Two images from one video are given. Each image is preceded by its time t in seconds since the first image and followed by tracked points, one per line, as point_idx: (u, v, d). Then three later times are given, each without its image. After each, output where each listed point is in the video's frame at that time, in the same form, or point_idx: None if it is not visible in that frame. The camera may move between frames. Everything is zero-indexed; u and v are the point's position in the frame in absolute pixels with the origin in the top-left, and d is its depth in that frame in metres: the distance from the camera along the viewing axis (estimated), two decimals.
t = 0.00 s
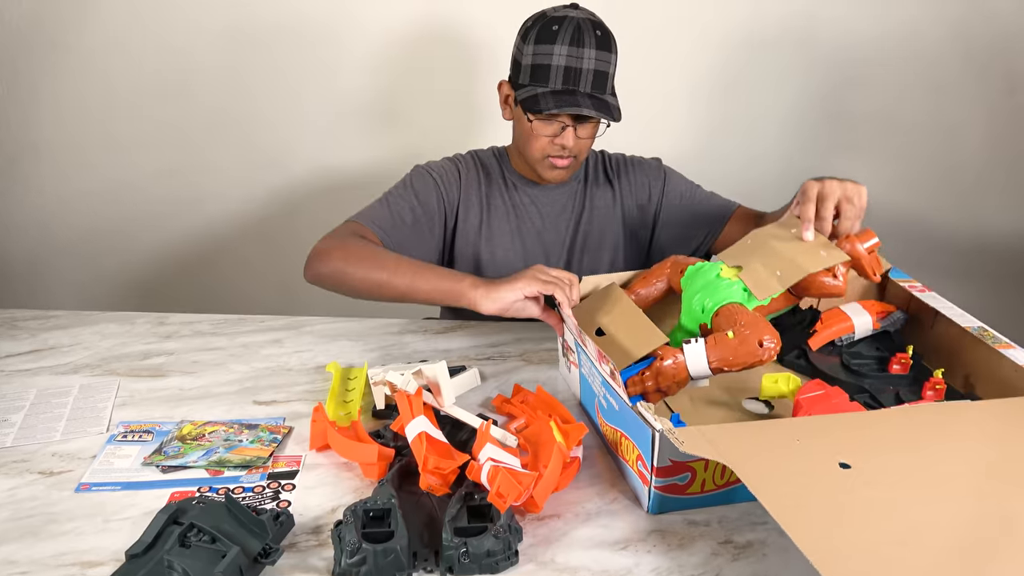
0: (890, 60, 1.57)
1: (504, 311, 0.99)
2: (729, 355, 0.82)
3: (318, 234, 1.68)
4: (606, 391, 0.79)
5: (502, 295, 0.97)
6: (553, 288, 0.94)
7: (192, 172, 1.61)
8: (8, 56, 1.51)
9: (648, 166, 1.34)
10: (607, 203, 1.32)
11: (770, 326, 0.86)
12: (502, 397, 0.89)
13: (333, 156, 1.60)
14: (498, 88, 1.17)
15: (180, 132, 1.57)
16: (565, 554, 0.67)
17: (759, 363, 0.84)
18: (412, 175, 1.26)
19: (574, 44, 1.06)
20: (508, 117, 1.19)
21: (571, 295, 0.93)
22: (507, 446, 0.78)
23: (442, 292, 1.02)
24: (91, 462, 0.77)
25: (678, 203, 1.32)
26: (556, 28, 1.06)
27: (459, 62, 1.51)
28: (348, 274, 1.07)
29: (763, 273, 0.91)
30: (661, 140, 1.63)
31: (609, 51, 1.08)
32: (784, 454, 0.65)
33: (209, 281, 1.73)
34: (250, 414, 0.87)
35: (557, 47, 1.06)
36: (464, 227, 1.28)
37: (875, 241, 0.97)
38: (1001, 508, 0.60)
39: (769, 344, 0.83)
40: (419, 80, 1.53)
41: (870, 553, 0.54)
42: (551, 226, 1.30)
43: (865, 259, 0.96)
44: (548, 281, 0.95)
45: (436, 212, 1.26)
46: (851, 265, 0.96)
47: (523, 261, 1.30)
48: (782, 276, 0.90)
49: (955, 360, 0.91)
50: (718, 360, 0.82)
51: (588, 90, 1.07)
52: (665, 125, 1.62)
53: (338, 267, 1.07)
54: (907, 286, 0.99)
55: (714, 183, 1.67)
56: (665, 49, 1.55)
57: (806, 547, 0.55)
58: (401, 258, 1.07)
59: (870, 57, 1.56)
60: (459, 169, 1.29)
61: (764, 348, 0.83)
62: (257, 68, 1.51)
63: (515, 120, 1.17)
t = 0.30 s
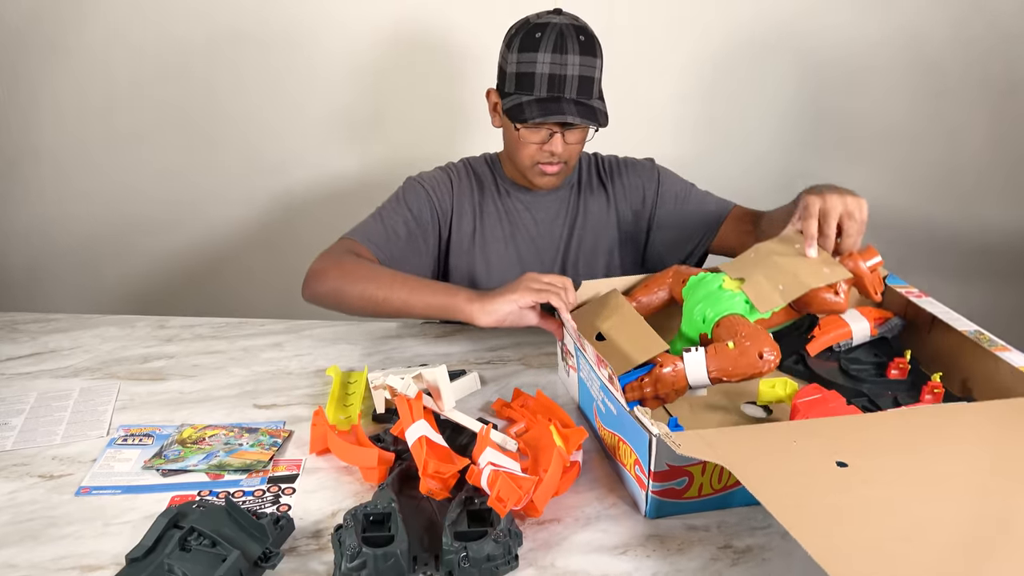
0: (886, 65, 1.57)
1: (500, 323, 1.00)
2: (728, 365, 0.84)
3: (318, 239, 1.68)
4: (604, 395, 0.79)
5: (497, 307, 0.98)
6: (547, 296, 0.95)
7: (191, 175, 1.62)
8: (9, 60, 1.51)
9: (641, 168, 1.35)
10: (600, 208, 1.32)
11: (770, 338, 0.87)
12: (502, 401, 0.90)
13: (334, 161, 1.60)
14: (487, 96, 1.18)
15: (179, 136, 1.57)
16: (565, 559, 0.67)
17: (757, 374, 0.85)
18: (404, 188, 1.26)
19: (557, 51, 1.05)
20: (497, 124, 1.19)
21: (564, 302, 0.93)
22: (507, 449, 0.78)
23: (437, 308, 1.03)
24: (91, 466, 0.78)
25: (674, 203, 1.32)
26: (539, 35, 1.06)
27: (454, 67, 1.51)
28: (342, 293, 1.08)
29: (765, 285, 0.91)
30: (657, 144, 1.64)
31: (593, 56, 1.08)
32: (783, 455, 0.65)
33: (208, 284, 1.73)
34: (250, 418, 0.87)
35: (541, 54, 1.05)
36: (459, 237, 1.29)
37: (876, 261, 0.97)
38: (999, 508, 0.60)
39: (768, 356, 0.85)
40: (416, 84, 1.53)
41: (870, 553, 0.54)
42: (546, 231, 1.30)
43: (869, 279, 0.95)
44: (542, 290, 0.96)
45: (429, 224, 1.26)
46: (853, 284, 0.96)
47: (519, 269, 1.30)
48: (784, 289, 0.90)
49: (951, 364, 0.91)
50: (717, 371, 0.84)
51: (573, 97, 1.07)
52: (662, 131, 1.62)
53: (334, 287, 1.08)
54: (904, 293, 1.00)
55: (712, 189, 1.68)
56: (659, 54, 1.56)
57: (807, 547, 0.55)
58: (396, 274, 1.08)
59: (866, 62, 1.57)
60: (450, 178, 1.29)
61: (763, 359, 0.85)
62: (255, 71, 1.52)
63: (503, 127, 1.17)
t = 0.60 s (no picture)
0: (886, 70, 1.57)
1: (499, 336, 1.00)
2: (733, 394, 0.83)
3: (318, 242, 1.68)
4: (605, 396, 0.79)
5: (493, 320, 0.99)
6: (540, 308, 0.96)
7: (190, 178, 1.62)
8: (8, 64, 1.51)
9: (640, 172, 1.35)
10: (599, 213, 1.32)
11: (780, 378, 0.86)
12: (501, 403, 0.90)
13: (334, 166, 1.60)
14: (479, 105, 1.18)
15: (179, 139, 1.58)
16: (565, 561, 0.67)
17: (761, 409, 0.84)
18: (401, 194, 1.26)
19: (544, 59, 1.06)
20: (492, 133, 1.20)
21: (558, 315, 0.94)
22: (507, 451, 0.78)
23: (435, 322, 1.02)
24: (91, 468, 0.78)
25: (674, 208, 1.32)
26: (525, 44, 1.06)
27: (443, 72, 1.53)
28: (340, 307, 1.07)
29: (779, 332, 0.93)
30: (658, 148, 1.62)
31: (582, 61, 1.08)
32: (780, 456, 0.65)
33: (208, 286, 1.73)
34: (250, 420, 0.87)
35: (528, 63, 1.06)
36: (457, 245, 1.29)
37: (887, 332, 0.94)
38: (996, 507, 0.60)
39: (776, 393, 0.83)
40: (415, 87, 1.54)
41: (867, 551, 0.55)
42: (544, 237, 1.30)
43: (874, 348, 0.93)
44: (536, 302, 0.97)
45: (427, 232, 1.26)
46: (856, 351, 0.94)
47: (518, 275, 1.30)
48: (796, 339, 0.92)
49: (948, 371, 0.91)
50: (721, 398, 0.83)
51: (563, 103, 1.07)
52: (665, 134, 1.61)
53: (331, 300, 1.07)
54: (898, 307, 1.01)
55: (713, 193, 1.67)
56: (660, 56, 1.54)
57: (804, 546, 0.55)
58: (393, 286, 1.07)
59: (866, 66, 1.57)
60: (448, 184, 1.29)
61: (768, 396, 0.83)
62: (255, 76, 1.52)
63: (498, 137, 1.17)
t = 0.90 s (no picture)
0: (887, 77, 1.58)
1: (498, 342, 1.01)
2: (735, 406, 0.81)
3: (319, 244, 1.68)
4: (605, 398, 0.79)
5: (492, 327, 0.99)
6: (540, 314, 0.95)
7: (191, 182, 1.62)
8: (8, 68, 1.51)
9: (639, 175, 1.35)
10: (599, 217, 1.32)
11: (780, 396, 0.84)
12: (502, 406, 0.89)
13: (334, 169, 1.60)
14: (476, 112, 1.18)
15: (180, 143, 1.58)
16: (566, 564, 0.67)
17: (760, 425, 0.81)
18: (400, 202, 1.26)
19: (539, 66, 1.05)
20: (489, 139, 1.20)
21: (559, 319, 0.93)
22: (508, 455, 0.78)
23: (433, 329, 1.03)
24: (90, 471, 0.77)
25: (674, 211, 1.32)
26: (520, 51, 1.06)
27: (439, 77, 1.53)
28: (340, 318, 1.06)
29: (780, 352, 0.91)
30: (657, 152, 1.61)
31: (577, 67, 1.07)
32: (780, 459, 0.66)
33: (208, 289, 1.73)
34: (250, 423, 0.87)
35: (523, 71, 1.06)
36: (456, 252, 1.29)
37: (883, 364, 0.92)
38: (995, 509, 0.60)
39: (776, 409, 0.81)
40: (414, 92, 1.54)
41: (871, 554, 0.54)
42: (544, 242, 1.30)
43: (869, 380, 0.90)
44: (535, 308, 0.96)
45: (427, 238, 1.26)
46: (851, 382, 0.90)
47: (518, 280, 1.30)
48: (798, 360, 0.90)
49: (948, 374, 0.91)
50: (723, 409, 0.81)
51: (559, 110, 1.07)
52: (665, 138, 1.60)
53: (331, 310, 1.06)
54: (898, 311, 1.01)
55: (714, 196, 1.67)
56: (659, 61, 1.54)
57: (806, 548, 0.55)
58: (393, 296, 1.07)
59: (866, 70, 1.57)
60: (446, 191, 1.29)
61: (768, 411, 0.81)
62: (256, 81, 1.52)
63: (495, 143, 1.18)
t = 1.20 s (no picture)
0: (887, 80, 1.58)
1: (498, 339, 1.00)
2: (734, 415, 0.80)
3: (320, 246, 1.68)
4: (605, 400, 0.79)
5: (494, 324, 0.99)
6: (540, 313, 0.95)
7: (191, 184, 1.61)
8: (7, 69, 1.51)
9: (637, 175, 1.35)
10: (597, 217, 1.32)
11: (779, 408, 0.83)
12: (502, 408, 0.89)
13: (335, 171, 1.60)
14: (477, 113, 1.18)
15: (180, 144, 1.58)
16: (565, 566, 0.67)
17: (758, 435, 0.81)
18: (398, 203, 1.26)
19: (547, 63, 1.05)
20: (490, 140, 1.19)
21: (560, 318, 0.93)
22: (507, 456, 0.77)
23: (435, 326, 1.02)
24: (89, 473, 0.77)
25: (672, 210, 1.32)
26: (527, 49, 1.06)
27: (439, 77, 1.53)
28: (339, 316, 1.06)
29: (780, 367, 0.90)
30: (658, 154, 1.61)
31: (584, 64, 1.08)
32: (781, 461, 0.65)
33: (207, 291, 1.73)
34: (249, 424, 0.86)
35: (531, 68, 1.05)
36: (455, 252, 1.29)
37: (879, 392, 0.91)
38: (996, 511, 0.60)
39: (774, 420, 0.81)
40: (413, 93, 1.54)
41: (873, 557, 0.54)
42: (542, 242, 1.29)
43: (864, 403, 0.87)
44: (535, 307, 0.96)
45: (424, 239, 1.26)
46: (844, 406, 0.88)
47: (517, 281, 1.29)
48: (798, 376, 0.89)
49: (948, 377, 0.91)
50: (722, 417, 0.80)
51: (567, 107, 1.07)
52: (665, 139, 1.60)
53: (330, 309, 1.06)
54: (898, 312, 1.01)
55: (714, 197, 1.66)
56: (660, 63, 1.54)
57: (807, 549, 0.55)
58: (393, 294, 1.07)
59: (866, 72, 1.57)
60: (444, 191, 1.29)
61: (766, 422, 0.81)
62: (256, 83, 1.52)
63: (499, 144, 1.17)
